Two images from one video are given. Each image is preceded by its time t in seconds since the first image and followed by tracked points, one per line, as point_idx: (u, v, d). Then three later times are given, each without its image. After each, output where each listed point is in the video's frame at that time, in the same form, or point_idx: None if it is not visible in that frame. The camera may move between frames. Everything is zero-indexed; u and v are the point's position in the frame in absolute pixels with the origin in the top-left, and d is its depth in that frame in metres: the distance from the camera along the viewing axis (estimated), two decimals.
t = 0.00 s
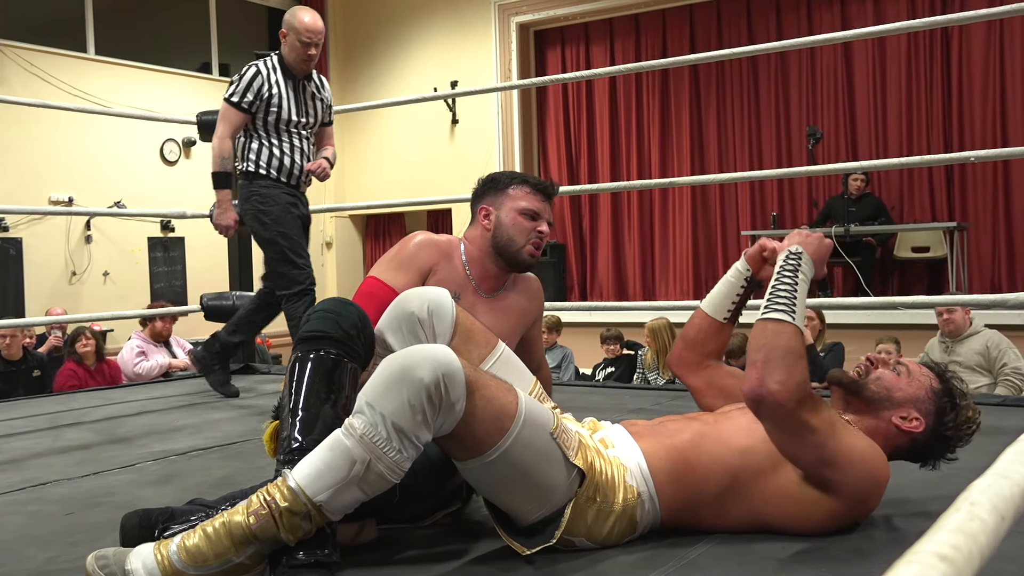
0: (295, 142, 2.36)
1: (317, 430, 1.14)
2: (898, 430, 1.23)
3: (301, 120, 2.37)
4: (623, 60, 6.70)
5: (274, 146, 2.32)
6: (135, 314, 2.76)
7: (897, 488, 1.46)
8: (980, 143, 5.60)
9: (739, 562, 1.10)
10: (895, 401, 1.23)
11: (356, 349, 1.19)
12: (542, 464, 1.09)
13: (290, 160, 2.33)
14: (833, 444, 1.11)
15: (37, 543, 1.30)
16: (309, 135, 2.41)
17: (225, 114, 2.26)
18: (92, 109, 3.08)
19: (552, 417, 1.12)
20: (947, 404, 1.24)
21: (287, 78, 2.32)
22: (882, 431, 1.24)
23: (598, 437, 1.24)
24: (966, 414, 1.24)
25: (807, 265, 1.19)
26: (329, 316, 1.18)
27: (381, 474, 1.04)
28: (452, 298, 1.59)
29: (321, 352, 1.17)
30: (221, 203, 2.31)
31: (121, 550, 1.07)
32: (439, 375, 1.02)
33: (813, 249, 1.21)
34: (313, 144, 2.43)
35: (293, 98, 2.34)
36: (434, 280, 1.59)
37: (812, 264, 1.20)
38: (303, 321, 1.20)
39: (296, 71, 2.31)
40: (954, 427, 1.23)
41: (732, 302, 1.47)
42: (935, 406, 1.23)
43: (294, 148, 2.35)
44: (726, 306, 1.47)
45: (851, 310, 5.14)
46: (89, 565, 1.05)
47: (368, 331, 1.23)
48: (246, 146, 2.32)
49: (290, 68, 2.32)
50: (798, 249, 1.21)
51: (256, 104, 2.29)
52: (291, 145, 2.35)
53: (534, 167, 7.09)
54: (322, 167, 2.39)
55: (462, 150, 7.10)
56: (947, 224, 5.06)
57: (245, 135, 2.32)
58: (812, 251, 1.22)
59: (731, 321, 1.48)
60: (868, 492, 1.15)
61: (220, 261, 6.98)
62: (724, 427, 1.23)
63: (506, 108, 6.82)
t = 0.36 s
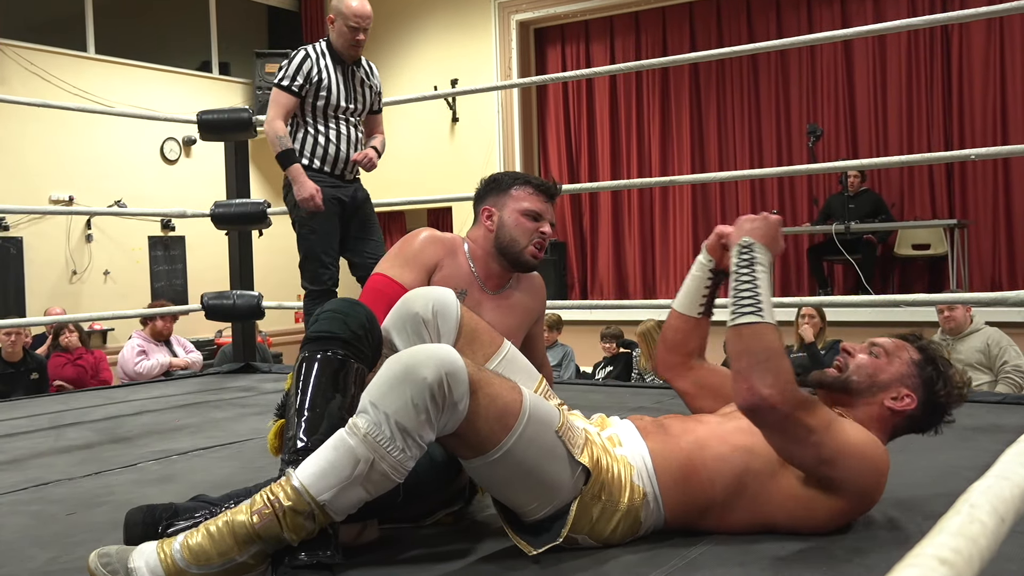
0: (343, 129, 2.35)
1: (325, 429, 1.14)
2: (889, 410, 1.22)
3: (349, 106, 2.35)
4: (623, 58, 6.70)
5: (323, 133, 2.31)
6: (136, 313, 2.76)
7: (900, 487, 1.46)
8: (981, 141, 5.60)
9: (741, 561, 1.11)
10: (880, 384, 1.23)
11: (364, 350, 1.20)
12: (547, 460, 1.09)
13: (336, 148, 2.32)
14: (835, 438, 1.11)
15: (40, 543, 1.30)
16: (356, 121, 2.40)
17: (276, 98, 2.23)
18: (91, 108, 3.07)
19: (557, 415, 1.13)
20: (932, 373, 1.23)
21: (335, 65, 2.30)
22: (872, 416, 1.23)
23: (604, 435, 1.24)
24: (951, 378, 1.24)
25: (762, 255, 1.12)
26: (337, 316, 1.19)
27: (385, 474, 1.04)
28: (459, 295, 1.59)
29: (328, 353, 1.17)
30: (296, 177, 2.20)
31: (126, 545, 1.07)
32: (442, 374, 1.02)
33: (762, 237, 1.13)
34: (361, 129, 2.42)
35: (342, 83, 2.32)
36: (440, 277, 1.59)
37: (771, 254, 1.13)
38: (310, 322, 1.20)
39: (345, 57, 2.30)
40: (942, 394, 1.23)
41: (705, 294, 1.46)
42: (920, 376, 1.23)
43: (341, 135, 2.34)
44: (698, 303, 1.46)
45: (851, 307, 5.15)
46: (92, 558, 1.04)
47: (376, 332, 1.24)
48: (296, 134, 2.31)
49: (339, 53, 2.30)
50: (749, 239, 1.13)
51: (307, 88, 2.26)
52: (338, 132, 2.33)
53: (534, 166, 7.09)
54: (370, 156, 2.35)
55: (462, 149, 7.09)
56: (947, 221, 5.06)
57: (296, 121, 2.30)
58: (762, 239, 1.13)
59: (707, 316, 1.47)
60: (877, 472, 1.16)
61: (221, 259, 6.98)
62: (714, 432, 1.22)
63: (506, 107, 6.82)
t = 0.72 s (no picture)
0: (395, 127, 2.43)
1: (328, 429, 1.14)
2: (806, 304, 1.20)
3: (404, 104, 2.44)
4: (624, 59, 6.70)
5: (373, 129, 2.41)
6: (137, 313, 2.76)
7: (901, 489, 1.46)
8: (982, 142, 5.59)
9: (742, 562, 1.11)
10: (787, 285, 1.20)
11: (369, 351, 1.20)
12: (548, 458, 1.09)
13: (381, 144, 2.41)
14: (768, 398, 1.06)
15: (42, 543, 1.30)
16: (413, 123, 2.48)
17: (334, 90, 2.37)
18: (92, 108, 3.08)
19: (559, 414, 1.13)
20: (830, 250, 1.20)
21: (396, 63, 2.40)
22: (793, 319, 1.20)
23: (601, 433, 1.23)
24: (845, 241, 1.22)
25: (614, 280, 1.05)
26: (342, 317, 1.19)
27: (389, 468, 1.04)
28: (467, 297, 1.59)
29: (334, 352, 1.17)
30: (329, 178, 2.34)
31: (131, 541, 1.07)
32: (448, 369, 1.02)
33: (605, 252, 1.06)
34: (418, 131, 2.50)
35: (399, 82, 2.42)
36: (449, 279, 1.59)
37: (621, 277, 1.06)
38: (315, 323, 1.21)
39: (406, 56, 2.40)
40: (849, 265, 1.20)
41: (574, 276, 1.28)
42: (822, 259, 1.19)
43: (387, 132, 2.42)
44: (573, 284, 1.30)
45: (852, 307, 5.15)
46: (98, 553, 1.05)
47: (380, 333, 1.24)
48: (350, 128, 2.43)
49: (402, 53, 2.41)
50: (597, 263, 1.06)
51: (362, 84, 2.38)
52: (387, 129, 2.42)
53: (535, 167, 7.09)
54: (427, 159, 2.40)
55: (463, 149, 7.09)
56: (948, 222, 5.06)
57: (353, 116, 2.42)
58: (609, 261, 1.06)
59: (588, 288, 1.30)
60: (827, 385, 1.13)
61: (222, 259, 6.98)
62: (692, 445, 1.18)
63: (507, 106, 6.82)
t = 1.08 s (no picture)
0: (440, 139, 2.45)
1: (346, 438, 1.14)
2: (732, 241, 1.20)
3: (452, 116, 2.45)
4: (644, 68, 6.70)
5: (420, 139, 2.45)
6: (160, 322, 2.78)
7: (928, 501, 1.45)
8: (1005, 151, 5.55)
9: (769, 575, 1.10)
10: (709, 233, 1.19)
11: (381, 358, 1.21)
12: (576, 482, 1.09)
13: (424, 154, 2.43)
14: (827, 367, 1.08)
15: (68, 551, 1.31)
16: (461, 135, 2.48)
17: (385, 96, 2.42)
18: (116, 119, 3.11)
19: (583, 437, 1.13)
20: (725, 182, 1.20)
21: (447, 73, 2.42)
22: (731, 259, 1.20)
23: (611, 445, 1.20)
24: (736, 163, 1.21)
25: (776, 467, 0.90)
26: (351, 325, 1.20)
27: (410, 489, 1.04)
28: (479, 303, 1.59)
29: (346, 362, 1.17)
30: (370, 183, 2.38)
31: (152, 544, 1.09)
32: (474, 394, 1.02)
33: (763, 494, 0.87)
34: (467, 143, 2.50)
35: (449, 93, 2.43)
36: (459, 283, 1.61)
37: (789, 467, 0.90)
38: (326, 334, 1.21)
39: (461, 67, 2.41)
40: (753, 184, 1.20)
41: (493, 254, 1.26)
42: (722, 192, 1.19)
43: (434, 145, 2.44)
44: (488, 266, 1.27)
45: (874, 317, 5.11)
46: (120, 555, 1.07)
47: (391, 340, 1.24)
48: (399, 135, 2.47)
49: (456, 64, 2.42)
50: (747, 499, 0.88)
51: (412, 93, 2.42)
52: (433, 140, 2.44)
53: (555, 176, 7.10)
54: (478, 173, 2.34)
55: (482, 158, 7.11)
56: (971, 232, 5.02)
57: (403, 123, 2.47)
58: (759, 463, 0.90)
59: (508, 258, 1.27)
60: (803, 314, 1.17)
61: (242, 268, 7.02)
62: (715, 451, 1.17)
63: (526, 116, 6.83)
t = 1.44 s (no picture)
0: (453, 148, 2.45)
1: (333, 443, 1.15)
2: (683, 213, 1.20)
3: (466, 125, 2.45)
4: (660, 73, 6.69)
5: (433, 148, 2.44)
6: (177, 325, 2.80)
7: (947, 507, 1.44)
8: None
9: None
10: (660, 209, 1.19)
11: (351, 362, 1.27)
12: (578, 476, 1.07)
13: (438, 164, 2.44)
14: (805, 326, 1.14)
15: (87, 554, 1.32)
16: (474, 142, 2.48)
17: (399, 104, 2.41)
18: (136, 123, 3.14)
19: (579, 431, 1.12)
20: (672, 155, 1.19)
21: (460, 82, 2.41)
22: (686, 231, 1.20)
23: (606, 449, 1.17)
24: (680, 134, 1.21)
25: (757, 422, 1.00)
26: (318, 337, 1.26)
27: (410, 488, 1.04)
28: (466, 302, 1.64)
29: (316, 370, 1.23)
30: (384, 193, 2.39)
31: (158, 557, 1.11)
32: (469, 388, 1.02)
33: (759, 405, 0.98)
34: (478, 150, 2.50)
35: (462, 102, 2.43)
36: (444, 287, 1.70)
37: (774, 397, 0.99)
38: (297, 348, 1.27)
39: (474, 74, 2.40)
40: (698, 156, 1.20)
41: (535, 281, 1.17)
42: (673, 167, 1.19)
43: (448, 155, 2.45)
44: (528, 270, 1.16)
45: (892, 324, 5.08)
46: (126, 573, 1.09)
47: (359, 346, 1.30)
48: (411, 143, 2.47)
49: (469, 72, 2.41)
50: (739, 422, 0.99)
51: (426, 102, 2.41)
52: (445, 148, 2.45)
53: (571, 182, 7.09)
54: (481, 179, 2.35)
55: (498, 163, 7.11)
56: (991, 237, 4.97)
57: (415, 131, 2.46)
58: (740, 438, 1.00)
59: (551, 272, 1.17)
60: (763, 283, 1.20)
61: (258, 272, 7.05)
62: (699, 431, 1.19)
63: (543, 121, 6.84)
